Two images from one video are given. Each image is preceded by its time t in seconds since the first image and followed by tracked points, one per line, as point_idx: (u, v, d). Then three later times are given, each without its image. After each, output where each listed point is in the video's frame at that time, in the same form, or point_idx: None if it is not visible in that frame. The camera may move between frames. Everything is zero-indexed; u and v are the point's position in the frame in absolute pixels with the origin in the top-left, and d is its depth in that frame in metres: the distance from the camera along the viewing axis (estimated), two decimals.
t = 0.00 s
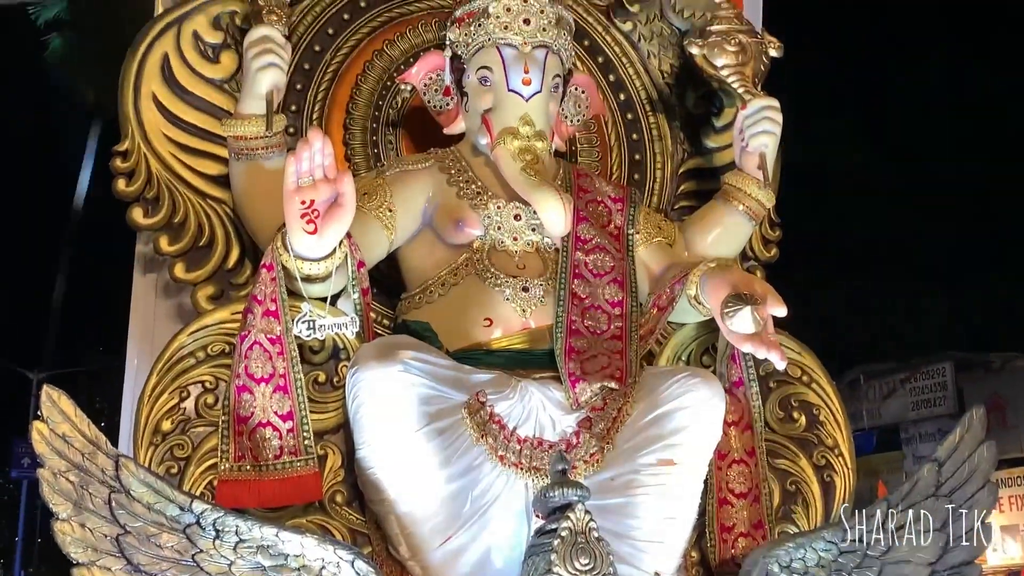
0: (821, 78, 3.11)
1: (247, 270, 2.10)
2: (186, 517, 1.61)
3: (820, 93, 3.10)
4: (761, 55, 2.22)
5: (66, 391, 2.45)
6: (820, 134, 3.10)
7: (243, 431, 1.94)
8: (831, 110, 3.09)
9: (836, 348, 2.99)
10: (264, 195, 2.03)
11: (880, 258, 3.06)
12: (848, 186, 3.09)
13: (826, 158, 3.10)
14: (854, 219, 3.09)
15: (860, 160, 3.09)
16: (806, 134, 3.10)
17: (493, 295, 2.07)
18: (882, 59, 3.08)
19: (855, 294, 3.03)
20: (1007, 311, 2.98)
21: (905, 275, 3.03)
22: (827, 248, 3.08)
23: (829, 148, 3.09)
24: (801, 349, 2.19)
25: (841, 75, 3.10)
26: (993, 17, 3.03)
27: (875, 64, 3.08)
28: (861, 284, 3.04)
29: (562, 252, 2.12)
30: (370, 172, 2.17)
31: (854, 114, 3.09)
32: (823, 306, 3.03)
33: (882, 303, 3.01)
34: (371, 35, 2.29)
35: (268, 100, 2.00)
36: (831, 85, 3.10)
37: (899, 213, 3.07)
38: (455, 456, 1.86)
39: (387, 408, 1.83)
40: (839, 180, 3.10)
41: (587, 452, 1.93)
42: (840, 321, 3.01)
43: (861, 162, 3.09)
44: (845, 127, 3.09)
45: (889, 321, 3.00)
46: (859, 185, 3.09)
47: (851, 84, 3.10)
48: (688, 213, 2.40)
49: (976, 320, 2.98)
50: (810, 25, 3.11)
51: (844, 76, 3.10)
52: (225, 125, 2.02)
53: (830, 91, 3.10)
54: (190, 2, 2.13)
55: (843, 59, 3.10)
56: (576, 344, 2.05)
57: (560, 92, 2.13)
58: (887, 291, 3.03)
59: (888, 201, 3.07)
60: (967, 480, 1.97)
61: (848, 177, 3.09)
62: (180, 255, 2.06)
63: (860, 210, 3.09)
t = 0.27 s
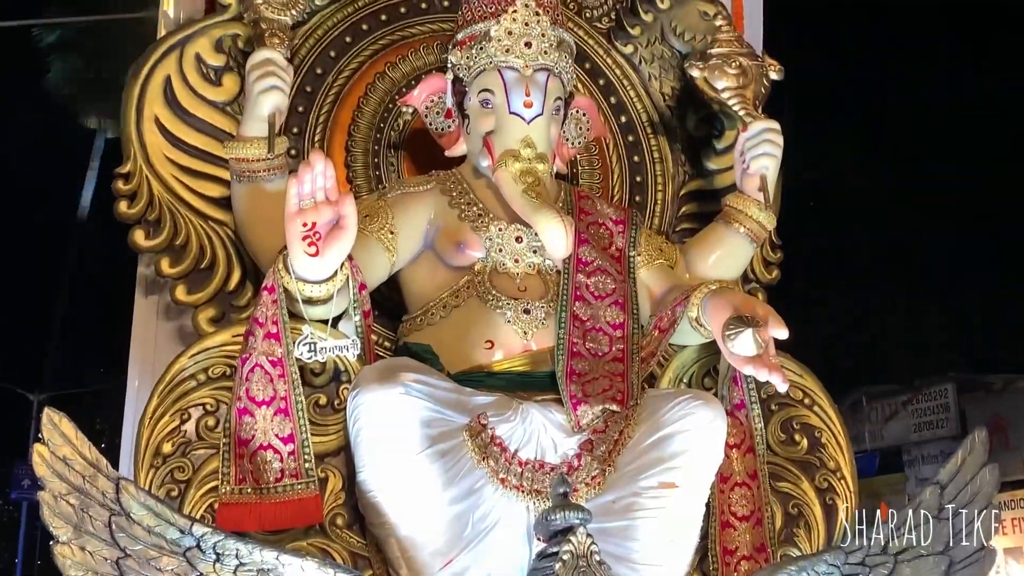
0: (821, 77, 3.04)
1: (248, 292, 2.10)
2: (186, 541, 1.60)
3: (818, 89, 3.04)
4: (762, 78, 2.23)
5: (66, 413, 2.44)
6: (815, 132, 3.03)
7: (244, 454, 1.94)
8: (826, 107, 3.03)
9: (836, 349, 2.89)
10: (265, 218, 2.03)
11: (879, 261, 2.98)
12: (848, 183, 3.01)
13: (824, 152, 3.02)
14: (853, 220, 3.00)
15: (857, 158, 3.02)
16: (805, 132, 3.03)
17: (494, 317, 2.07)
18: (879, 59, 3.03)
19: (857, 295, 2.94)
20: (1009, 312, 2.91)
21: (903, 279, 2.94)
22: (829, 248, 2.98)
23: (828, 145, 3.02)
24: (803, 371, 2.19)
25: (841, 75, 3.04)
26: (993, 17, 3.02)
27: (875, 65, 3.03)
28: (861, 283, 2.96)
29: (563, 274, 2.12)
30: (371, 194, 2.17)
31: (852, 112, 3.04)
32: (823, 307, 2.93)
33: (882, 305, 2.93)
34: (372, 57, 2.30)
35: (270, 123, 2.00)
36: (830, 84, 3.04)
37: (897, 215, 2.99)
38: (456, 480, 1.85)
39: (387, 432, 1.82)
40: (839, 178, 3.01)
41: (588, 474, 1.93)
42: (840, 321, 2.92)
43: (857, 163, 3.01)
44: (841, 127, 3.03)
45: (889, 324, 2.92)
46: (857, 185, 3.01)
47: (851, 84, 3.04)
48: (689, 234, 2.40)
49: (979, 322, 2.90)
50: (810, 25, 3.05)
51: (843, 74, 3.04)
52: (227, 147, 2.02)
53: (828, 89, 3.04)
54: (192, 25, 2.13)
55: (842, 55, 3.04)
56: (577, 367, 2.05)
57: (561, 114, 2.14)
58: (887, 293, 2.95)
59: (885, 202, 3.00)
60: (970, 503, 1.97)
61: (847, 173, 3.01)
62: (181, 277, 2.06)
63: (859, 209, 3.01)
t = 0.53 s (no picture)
0: (821, 77, 3.05)
1: (249, 313, 2.10)
2: (186, 562, 1.58)
3: (819, 88, 3.05)
4: (761, 100, 2.24)
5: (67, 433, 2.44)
6: (816, 130, 3.03)
7: (244, 475, 1.93)
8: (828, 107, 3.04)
9: (836, 358, 2.89)
10: (266, 239, 2.04)
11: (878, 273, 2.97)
12: (849, 180, 3.01)
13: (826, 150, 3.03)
14: (851, 228, 2.99)
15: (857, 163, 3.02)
16: (806, 131, 3.04)
17: (494, 337, 2.07)
18: (880, 58, 3.05)
19: (856, 298, 2.95)
20: (1008, 309, 2.91)
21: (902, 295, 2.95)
22: (830, 249, 2.98)
23: (829, 145, 3.03)
24: (803, 392, 2.19)
25: (841, 75, 3.05)
26: (993, 17, 3.04)
27: (875, 64, 3.05)
28: (861, 281, 2.96)
29: (563, 295, 2.12)
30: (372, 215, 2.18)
31: (852, 111, 3.05)
32: (820, 313, 2.93)
33: (884, 307, 2.94)
34: (373, 79, 2.31)
35: (270, 145, 2.00)
36: (831, 82, 3.05)
37: (897, 220, 2.99)
38: (456, 502, 1.85)
39: (385, 454, 1.83)
40: (839, 176, 3.02)
41: (589, 495, 1.92)
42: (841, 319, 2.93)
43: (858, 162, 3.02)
44: (842, 127, 3.04)
45: (889, 327, 2.92)
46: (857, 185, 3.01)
47: (851, 83, 3.05)
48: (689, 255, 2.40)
49: (979, 322, 2.90)
50: (810, 24, 3.07)
51: (844, 74, 3.05)
52: (228, 169, 2.03)
53: (830, 89, 3.05)
54: (193, 48, 2.15)
55: (843, 54, 3.06)
56: (577, 388, 2.05)
57: (561, 136, 2.14)
58: (886, 295, 2.95)
59: (886, 206, 3.00)
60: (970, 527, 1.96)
61: (848, 171, 3.02)
62: (182, 298, 2.06)
63: (858, 216, 3.00)
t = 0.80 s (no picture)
0: (821, 78, 3.04)
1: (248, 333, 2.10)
2: None
3: (818, 88, 3.04)
4: (760, 122, 2.25)
5: (65, 452, 2.43)
6: (815, 133, 3.04)
7: (242, 496, 1.93)
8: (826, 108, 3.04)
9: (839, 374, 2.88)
10: (267, 260, 2.04)
11: (876, 287, 2.98)
12: (848, 180, 3.02)
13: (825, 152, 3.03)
14: (851, 241, 3.00)
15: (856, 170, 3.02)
16: (805, 133, 3.04)
17: (493, 358, 2.07)
18: (879, 61, 3.02)
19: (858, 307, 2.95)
20: (1009, 310, 2.92)
21: (898, 310, 2.96)
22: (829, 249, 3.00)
23: (828, 148, 3.03)
24: (802, 414, 2.19)
25: (840, 77, 3.03)
26: (993, 17, 3.01)
27: (875, 64, 3.02)
28: (862, 281, 2.98)
29: (562, 316, 2.12)
30: (372, 235, 2.19)
31: (852, 113, 3.04)
32: (818, 323, 2.97)
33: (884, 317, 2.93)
34: (373, 100, 2.32)
35: (270, 166, 2.00)
36: (831, 83, 3.04)
37: (895, 229, 2.99)
38: (454, 523, 1.84)
39: (383, 474, 1.82)
40: (839, 177, 3.03)
41: (587, 517, 1.91)
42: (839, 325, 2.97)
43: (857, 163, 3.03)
44: (841, 131, 3.04)
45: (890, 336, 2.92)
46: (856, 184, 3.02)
47: (852, 84, 3.03)
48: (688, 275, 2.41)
49: (978, 330, 2.91)
50: (811, 25, 3.05)
51: (843, 75, 3.03)
52: (228, 189, 2.03)
53: (828, 92, 3.04)
54: (192, 69, 2.14)
55: (842, 56, 3.03)
56: (576, 409, 2.04)
57: (560, 157, 2.15)
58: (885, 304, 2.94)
59: (882, 214, 3.00)
60: (970, 549, 1.95)
61: (847, 171, 3.03)
62: (181, 318, 2.06)
63: (857, 224, 3.00)
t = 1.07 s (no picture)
0: (820, 79, 3.12)
1: (247, 351, 2.11)
2: None
3: (815, 88, 3.12)
4: (758, 141, 2.26)
5: (63, 470, 2.43)
6: (813, 129, 3.11)
7: (240, 514, 1.93)
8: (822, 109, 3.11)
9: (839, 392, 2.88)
10: (266, 278, 2.05)
11: (873, 304, 3.00)
12: (847, 181, 3.07)
13: (823, 149, 3.09)
14: (850, 258, 3.03)
15: (853, 180, 3.07)
16: (802, 133, 3.11)
17: (492, 376, 2.07)
18: (874, 66, 3.08)
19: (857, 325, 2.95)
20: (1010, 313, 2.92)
21: (895, 327, 2.98)
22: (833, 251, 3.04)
23: (827, 147, 3.09)
24: (801, 433, 2.20)
25: (837, 79, 3.11)
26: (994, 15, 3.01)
27: (873, 64, 3.08)
28: (861, 282, 3.02)
29: (561, 334, 2.12)
30: (371, 253, 2.19)
31: (851, 114, 3.09)
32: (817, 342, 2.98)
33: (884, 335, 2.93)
34: (372, 119, 2.33)
35: (270, 184, 2.01)
36: (829, 83, 3.11)
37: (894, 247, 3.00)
38: (453, 541, 1.84)
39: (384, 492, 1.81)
40: (837, 179, 3.07)
41: (585, 536, 1.90)
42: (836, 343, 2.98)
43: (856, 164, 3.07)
44: (838, 132, 3.09)
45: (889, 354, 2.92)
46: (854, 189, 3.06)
47: (852, 84, 3.10)
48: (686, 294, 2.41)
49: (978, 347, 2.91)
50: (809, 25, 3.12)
51: (839, 78, 3.10)
52: (228, 207, 2.04)
53: (826, 91, 3.11)
54: (194, 88, 2.16)
55: (837, 59, 3.11)
56: (574, 427, 2.04)
57: (560, 176, 2.16)
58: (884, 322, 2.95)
59: (880, 224, 3.04)
60: (970, 567, 1.92)
61: (846, 180, 3.05)
62: (181, 335, 2.07)
63: (854, 237, 3.04)
